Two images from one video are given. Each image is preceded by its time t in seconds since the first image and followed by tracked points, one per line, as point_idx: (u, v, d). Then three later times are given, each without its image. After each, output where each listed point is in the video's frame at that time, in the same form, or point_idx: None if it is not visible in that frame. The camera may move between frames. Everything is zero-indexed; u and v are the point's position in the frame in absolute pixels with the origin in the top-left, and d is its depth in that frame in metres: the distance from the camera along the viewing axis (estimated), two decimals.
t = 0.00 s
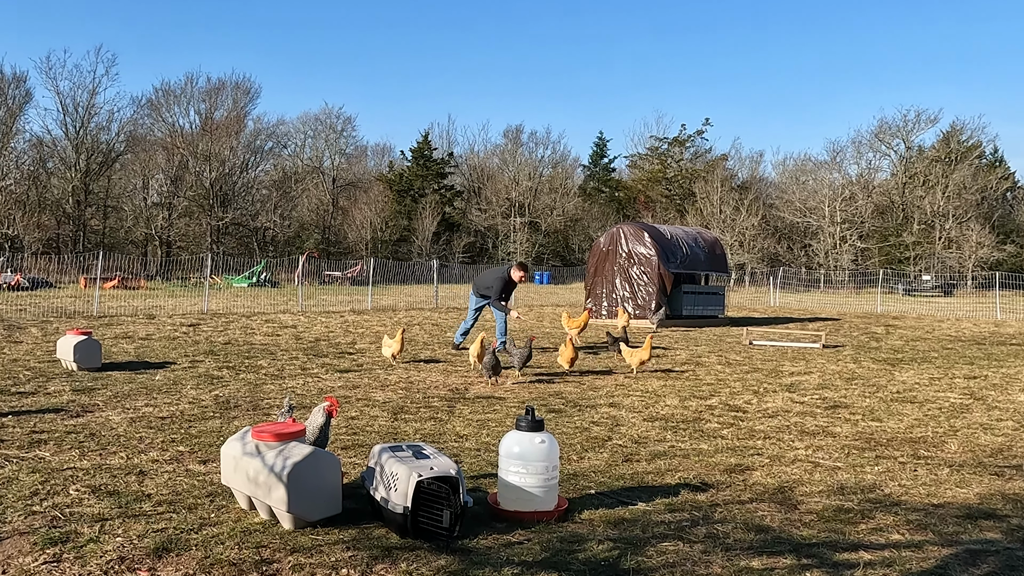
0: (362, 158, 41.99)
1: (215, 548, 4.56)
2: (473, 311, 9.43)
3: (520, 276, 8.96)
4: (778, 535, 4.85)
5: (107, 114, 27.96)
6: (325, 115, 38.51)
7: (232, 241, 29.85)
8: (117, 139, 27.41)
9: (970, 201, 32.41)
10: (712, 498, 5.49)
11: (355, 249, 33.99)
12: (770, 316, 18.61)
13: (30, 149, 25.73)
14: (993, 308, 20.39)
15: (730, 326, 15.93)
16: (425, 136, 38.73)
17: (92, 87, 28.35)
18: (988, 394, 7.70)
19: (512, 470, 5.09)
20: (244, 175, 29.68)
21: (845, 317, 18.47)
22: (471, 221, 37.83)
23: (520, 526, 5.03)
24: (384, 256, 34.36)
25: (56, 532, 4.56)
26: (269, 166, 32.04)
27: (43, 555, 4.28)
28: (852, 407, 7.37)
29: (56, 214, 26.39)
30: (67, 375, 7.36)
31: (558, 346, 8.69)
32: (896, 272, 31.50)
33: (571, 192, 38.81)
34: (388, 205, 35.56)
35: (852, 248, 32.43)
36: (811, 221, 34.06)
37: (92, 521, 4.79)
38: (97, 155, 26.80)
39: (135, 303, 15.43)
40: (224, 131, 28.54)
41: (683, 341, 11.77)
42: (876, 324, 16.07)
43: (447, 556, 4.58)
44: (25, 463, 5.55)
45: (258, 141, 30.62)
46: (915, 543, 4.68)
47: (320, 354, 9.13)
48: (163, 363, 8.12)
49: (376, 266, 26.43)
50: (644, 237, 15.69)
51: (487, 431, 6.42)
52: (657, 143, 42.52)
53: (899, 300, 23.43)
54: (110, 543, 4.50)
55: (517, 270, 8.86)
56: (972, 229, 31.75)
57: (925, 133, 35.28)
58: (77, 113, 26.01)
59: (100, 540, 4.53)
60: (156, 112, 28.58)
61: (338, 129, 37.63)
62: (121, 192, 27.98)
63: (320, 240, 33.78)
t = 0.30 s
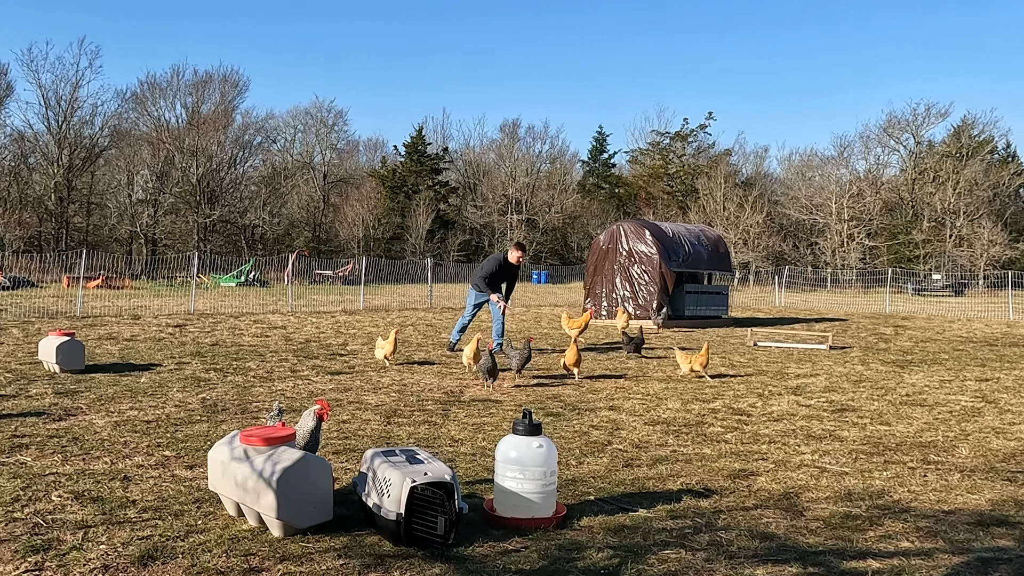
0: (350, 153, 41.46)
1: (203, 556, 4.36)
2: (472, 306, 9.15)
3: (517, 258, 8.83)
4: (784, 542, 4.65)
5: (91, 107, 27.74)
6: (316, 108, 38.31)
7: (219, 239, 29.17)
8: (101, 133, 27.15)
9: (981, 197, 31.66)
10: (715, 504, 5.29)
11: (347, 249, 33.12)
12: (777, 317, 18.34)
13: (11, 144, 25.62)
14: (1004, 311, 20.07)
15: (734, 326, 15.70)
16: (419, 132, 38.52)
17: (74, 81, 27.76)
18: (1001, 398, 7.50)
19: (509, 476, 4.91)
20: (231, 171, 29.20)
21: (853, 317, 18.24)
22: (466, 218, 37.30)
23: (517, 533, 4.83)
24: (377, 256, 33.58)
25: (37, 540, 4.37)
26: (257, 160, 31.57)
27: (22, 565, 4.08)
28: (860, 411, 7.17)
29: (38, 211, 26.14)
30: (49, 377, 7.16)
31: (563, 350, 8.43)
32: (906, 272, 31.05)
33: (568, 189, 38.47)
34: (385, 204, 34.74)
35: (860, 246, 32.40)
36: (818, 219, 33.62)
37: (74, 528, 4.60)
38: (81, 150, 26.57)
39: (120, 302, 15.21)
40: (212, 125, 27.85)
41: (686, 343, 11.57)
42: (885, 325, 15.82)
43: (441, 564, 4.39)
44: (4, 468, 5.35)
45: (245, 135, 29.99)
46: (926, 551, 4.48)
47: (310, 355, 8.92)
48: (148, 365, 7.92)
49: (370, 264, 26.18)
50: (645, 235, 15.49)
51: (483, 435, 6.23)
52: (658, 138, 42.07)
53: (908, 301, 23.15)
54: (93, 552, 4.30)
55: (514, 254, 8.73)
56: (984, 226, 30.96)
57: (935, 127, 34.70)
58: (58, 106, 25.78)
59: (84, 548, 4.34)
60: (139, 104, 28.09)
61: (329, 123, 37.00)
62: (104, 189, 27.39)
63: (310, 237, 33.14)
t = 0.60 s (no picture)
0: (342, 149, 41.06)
1: (190, 565, 4.17)
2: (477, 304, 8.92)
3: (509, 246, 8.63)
4: (789, 550, 4.46)
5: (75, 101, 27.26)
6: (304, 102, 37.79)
7: (207, 237, 28.88)
8: (85, 128, 26.53)
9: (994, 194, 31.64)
10: (719, 511, 5.10)
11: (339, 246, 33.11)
12: (782, 317, 18.13)
13: None
14: (1013, 313, 19.87)
15: (737, 326, 15.51)
16: (413, 127, 38.17)
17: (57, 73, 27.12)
18: (1013, 400, 7.31)
19: (505, 481, 4.70)
20: (220, 167, 28.90)
21: (860, 318, 18.04)
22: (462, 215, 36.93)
23: (514, 540, 4.63)
24: (367, 252, 33.55)
25: (19, 548, 4.20)
26: (246, 156, 31.23)
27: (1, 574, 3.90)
28: (868, 414, 6.98)
29: (20, 208, 25.09)
30: (31, 380, 6.98)
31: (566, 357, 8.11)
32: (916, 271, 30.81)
33: (566, 186, 38.17)
34: (374, 199, 34.92)
35: (868, 244, 32.04)
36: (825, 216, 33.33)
37: (58, 535, 4.42)
38: (64, 146, 25.97)
39: (105, 302, 15.02)
40: (198, 119, 27.54)
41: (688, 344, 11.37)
42: (893, 326, 15.62)
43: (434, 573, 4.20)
44: None
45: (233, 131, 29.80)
46: (937, 559, 4.30)
47: (301, 357, 8.74)
48: (133, 368, 7.73)
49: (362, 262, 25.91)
50: (646, 232, 15.32)
51: (479, 440, 6.05)
52: (660, 133, 41.79)
53: (917, 300, 22.92)
54: (77, 560, 4.12)
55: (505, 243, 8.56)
56: (995, 225, 30.89)
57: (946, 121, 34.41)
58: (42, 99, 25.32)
59: (67, 556, 4.17)
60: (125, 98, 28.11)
61: (319, 117, 36.52)
62: (88, 185, 26.70)
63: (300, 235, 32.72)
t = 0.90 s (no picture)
0: (335, 144, 40.71)
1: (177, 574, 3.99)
2: (474, 306, 8.74)
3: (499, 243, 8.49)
4: (796, 558, 4.29)
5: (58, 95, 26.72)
6: (296, 97, 37.34)
7: (195, 235, 28.52)
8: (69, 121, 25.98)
9: (1007, 192, 31.43)
10: (722, 517, 4.93)
11: (331, 244, 32.79)
12: (786, 317, 17.93)
13: None
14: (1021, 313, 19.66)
15: (740, 327, 15.34)
16: (407, 121, 37.85)
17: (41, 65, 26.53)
18: None
19: (501, 487, 4.51)
20: (207, 163, 28.48)
21: (868, 318, 17.84)
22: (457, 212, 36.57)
23: (511, 548, 4.44)
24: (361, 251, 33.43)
25: None
26: (234, 151, 30.87)
27: None
28: (876, 418, 6.80)
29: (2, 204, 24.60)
30: (13, 381, 6.81)
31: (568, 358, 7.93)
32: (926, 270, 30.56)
33: (565, 182, 37.91)
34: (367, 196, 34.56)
35: (876, 242, 31.84)
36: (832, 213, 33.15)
37: (39, 543, 4.24)
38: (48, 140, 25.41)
39: (89, 302, 14.80)
40: (185, 114, 27.34)
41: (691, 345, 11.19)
42: (900, 326, 15.44)
43: None
44: None
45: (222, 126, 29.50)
46: (949, 567, 4.13)
47: (291, 358, 8.55)
48: (119, 370, 7.56)
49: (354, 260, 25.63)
50: (646, 230, 15.15)
51: (474, 444, 5.88)
52: (661, 128, 41.53)
53: (926, 300, 22.68)
54: (59, 569, 3.95)
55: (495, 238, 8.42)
56: (1007, 222, 30.53)
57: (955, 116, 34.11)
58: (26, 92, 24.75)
59: (50, 564, 4.00)
60: (111, 93, 27.58)
61: (311, 112, 36.45)
62: (72, 181, 26.25)
63: (291, 233, 32.24)
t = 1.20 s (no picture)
0: (327, 139, 40.41)
1: None
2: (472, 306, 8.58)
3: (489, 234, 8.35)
4: (803, 566, 4.12)
5: (42, 89, 26.28)
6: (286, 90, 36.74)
7: (182, 233, 28.39)
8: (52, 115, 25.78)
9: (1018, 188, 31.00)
10: (725, 523, 4.76)
11: (322, 242, 32.00)
12: (789, 317, 17.76)
13: None
14: None
15: (743, 327, 15.17)
16: (400, 116, 37.73)
17: (25, 59, 26.12)
18: None
19: (498, 492, 4.34)
20: (195, 158, 28.49)
21: (874, 319, 17.65)
22: (452, 209, 36.36)
23: (508, 555, 4.26)
24: (357, 250, 32.75)
25: None
26: (221, 146, 30.60)
27: None
28: (883, 421, 6.64)
29: None
30: None
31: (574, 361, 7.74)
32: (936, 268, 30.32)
33: (564, 178, 37.68)
34: (364, 198, 33.95)
35: (883, 240, 31.73)
36: (839, 210, 32.94)
37: (20, 551, 4.06)
38: (30, 137, 24.90)
39: (72, 302, 14.62)
40: (174, 109, 27.27)
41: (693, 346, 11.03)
42: (909, 327, 15.25)
43: None
44: None
45: (210, 122, 29.37)
46: None
47: (283, 360, 8.39)
48: (104, 371, 7.40)
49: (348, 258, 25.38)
50: (647, 229, 14.97)
51: (470, 448, 5.71)
52: (663, 123, 41.38)
53: (935, 300, 22.49)
54: None
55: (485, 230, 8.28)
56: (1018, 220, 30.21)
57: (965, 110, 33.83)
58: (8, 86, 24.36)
59: (31, 572, 3.83)
60: (96, 87, 27.16)
61: (301, 106, 35.95)
62: (54, 176, 25.78)
63: (280, 231, 31.75)
